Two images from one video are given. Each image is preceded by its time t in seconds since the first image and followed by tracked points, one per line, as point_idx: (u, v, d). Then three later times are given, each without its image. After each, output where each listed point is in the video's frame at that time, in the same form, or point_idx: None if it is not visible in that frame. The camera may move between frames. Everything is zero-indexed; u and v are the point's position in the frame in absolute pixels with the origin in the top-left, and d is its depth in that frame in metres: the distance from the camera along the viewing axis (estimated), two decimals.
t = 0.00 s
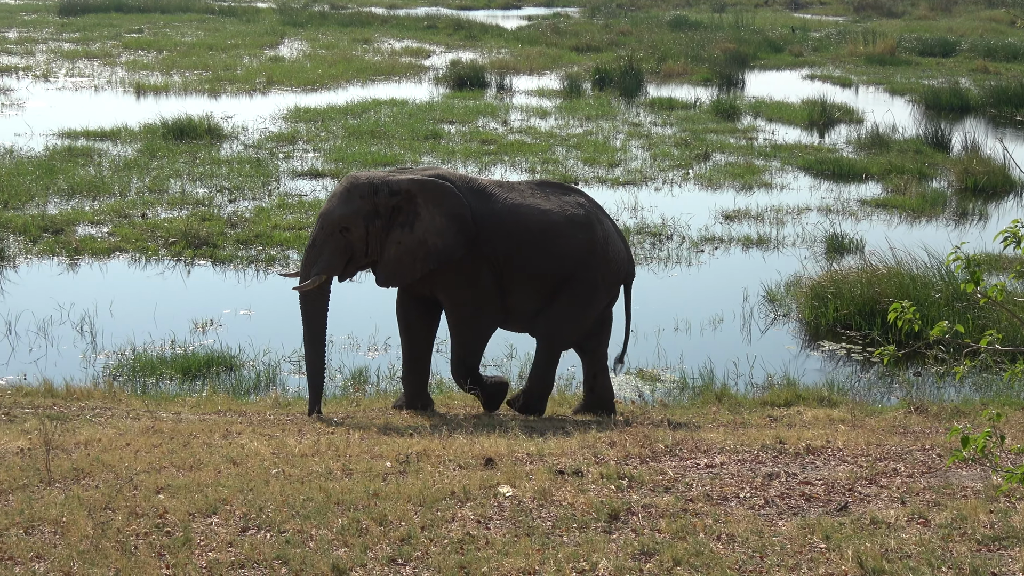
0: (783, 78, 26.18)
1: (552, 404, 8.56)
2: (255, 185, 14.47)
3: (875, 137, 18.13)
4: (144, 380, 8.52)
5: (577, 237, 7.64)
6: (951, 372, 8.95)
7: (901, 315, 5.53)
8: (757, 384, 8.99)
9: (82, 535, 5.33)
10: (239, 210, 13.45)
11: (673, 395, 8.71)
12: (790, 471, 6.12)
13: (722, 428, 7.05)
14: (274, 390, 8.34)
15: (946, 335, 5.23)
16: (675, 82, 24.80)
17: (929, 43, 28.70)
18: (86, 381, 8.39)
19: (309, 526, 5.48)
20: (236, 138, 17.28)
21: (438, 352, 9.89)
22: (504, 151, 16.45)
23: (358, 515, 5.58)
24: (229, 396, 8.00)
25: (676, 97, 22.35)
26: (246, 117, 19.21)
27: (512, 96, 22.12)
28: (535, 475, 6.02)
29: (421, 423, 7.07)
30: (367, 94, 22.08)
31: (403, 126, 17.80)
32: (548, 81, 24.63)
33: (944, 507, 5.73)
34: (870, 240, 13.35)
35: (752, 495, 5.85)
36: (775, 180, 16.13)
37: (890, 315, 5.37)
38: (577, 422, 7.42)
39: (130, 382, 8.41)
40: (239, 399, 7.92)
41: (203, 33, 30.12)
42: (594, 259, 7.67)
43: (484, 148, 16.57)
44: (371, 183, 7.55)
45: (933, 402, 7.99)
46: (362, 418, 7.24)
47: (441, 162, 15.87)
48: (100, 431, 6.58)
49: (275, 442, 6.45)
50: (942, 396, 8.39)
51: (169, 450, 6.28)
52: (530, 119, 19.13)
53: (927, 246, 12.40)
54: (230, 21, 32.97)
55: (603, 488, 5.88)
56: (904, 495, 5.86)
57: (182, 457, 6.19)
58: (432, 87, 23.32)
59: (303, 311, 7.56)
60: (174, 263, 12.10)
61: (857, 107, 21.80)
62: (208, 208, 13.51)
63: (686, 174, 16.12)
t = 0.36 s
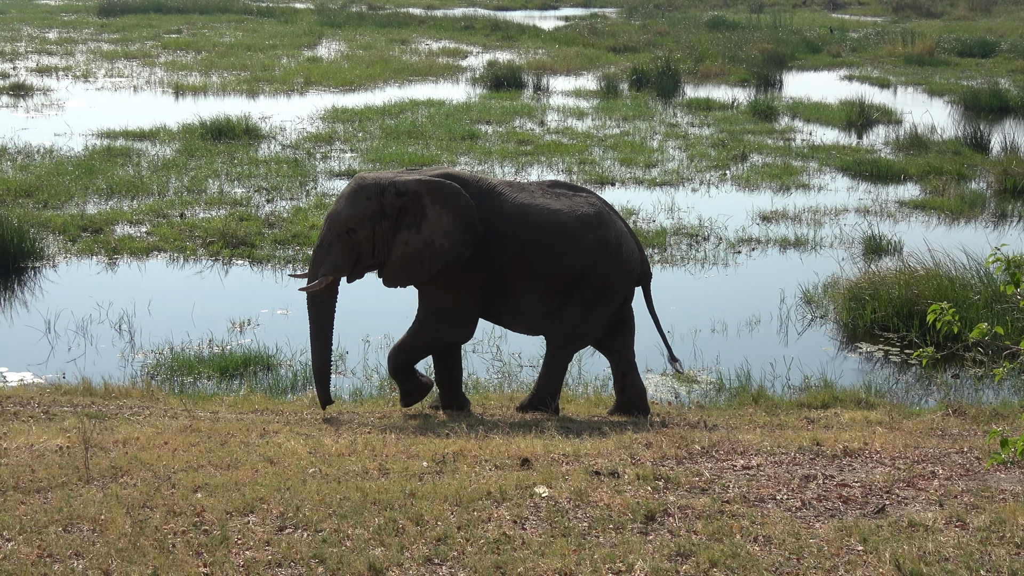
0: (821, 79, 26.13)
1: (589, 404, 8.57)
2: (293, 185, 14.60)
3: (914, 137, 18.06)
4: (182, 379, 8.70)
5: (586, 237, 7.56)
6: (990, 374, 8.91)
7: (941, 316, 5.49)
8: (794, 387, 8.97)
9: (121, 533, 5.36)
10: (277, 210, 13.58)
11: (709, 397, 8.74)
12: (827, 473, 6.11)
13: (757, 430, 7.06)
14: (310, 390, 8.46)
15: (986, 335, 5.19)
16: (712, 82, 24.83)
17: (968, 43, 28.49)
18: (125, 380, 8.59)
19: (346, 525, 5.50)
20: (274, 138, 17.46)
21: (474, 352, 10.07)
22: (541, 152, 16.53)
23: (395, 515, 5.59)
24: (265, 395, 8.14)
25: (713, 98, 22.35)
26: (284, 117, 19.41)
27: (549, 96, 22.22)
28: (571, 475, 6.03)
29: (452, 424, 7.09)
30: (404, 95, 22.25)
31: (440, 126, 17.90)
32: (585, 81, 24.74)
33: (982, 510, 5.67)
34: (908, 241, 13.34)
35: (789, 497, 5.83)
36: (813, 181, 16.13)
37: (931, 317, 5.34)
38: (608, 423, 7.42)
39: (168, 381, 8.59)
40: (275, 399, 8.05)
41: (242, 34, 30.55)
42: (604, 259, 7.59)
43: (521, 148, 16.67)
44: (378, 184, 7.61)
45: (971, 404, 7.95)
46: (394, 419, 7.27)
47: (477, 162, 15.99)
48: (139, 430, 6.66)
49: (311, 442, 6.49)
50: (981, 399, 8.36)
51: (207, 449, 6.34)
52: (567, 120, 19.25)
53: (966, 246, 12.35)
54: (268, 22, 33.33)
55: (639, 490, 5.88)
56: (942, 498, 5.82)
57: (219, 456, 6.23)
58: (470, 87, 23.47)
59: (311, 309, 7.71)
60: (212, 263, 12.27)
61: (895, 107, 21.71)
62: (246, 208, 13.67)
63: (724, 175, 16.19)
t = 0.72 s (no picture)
0: (855, 81, 26.08)
1: (619, 406, 8.58)
2: (325, 184, 14.74)
3: (947, 140, 18.01)
4: (214, 378, 8.90)
5: (588, 231, 7.55)
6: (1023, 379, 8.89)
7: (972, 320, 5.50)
8: (826, 390, 8.94)
9: (152, 530, 5.38)
10: (309, 210, 13.71)
11: (740, 399, 8.76)
12: (859, 476, 6.09)
13: (788, 433, 7.06)
14: (339, 390, 8.91)
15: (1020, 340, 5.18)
16: (745, 84, 24.88)
17: (1004, 47, 28.32)
18: (157, 378, 8.77)
19: (377, 525, 5.50)
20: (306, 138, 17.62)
21: (505, 352, 10.07)
22: (572, 153, 16.66)
23: (426, 514, 5.59)
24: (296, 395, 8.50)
25: (747, 99, 22.40)
26: (316, 117, 19.62)
27: (581, 97, 22.34)
28: (602, 477, 6.04)
29: (479, 425, 7.10)
30: (437, 95, 22.43)
31: (473, 127, 18.02)
32: (618, 82, 24.85)
33: (1016, 515, 5.61)
34: (942, 244, 13.33)
35: (820, 500, 5.82)
36: (846, 183, 16.14)
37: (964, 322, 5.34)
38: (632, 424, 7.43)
39: (201, 380, 8.78)
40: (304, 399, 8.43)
41: (275, 34, 30.94)
42: (608, 254, 7.56)
43: (553, 149, 16.82)
44: (379, 187, 7.74)
45: (1005, 409, 7.92)
46: (420, 421, 7.30)
47: (509, 162, 16.11)
48: (171, 429, 6.71)
49: (342, 441, 6.52)
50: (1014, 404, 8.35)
51: (239, 447, 6.37)
52: (600, 121, 19.40)
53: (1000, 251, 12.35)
54: (301, 22, 33.71)
55: (670, 492, 5.88)
56: (975, 502, 5.78)
57: (251, 454, 6.27)
58: (502, 87, 23.68)
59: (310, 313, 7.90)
60: (245, 261, 12.46)
61: (929, 110, 21.64)
62: (279, 207, 13.82)
63: (756, 177, 16.27)
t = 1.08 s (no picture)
0: (889, 83, 26.06)
1: (650, 407, 8.58)
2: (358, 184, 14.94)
3: (981, 142, 17.99)
4: (245, 376, 9.25)
5: (589, 231, 7.57)
6: None
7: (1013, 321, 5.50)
8: (857, 393, 8.93)
9: (185, 529, 5.39)
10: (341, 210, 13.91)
11: (772, 401, 8.82)
12: (891, 480, 6.08)
13: (820, 436, 7.09)
14: (371, 389, 9.13)
15: None
16: (778, 85, 24.99)
17: None
18: (190, 376, 9.18)
19: (408, 525, 5.50)
20: (339, 138, 17.86)
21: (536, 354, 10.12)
22: (605, 154, 17.13)
23: (457, 515, 5.60)
24: (329, 394, 8.86)
25: (779, 100, 22.53)
26: (349, 118, 20.00)
27: (613, 99, 22.59)
28: (633, 478, 6.06)
29: (506, 429, 7.14)
30: (469, 96, 22.79)
31: (505, 128, 18.37)
32: (649, 84, 25.04)
33: None
34: (975, 247, 13.32)
35: (852, 503, 5.81)
36: (879, 186, 16.16)
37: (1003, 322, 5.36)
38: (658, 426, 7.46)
39: (232, 378, 9.17)
40: (337, 397, 8.77)
41: (308, 34, 31.45)
42: (610, 253, 7.57)
43: (585, 151, 17.25)
44: (375, 192, 7.78)
45: None
46: (447, 424, 7.34)
47: (542, 163, 16.46)
48: (204, 427, 6.86)
49: (373, 441, 6.59)
50: None
51: (270, 447, 6.46)
52: (631, 122, 19.66)
53: None
54: (335, 23, 34.37)
55: (702, 493, 5.88)
56: (1009, 506, 5.75)
57: (283, 454, 6.32)
58: (534, 89, 24.00)
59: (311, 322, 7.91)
60: (277, 261, 12.75)
61: (964, 112, 21.58)
62: (310, 207, 14.07)
63: (788, 178, 16.37)
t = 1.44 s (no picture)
0: (922, 83, 25.97)
1: (681, 408, 8.58)
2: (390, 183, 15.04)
3: (1016, 143, 17.93)
4: (277, 376, 9.45)
5: (590, 230, 7.60)
6: None
7: None
8: (890, 395, 8.90)
9: (216, 527, 5.39)
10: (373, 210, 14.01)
11: (804, 402, 8.83)
12: (923, 481, 6.07)
13: (852, 437, 7.12)
14: (402, 389, 9.30)
15: None
16: (810, 85, 24.98)
17: None
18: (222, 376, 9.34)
19: (438, 524, 5.48)
20: (370, 138, 17.96)
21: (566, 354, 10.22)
22: (636, 154, 17.26)
23: (487, 514, 5.59)
24: (361, 393, 9.02)
25: (811, 100, 22.52)
26: (381, 117, 20.15)
27: (645, 98, 22.67)
28: (664, 479, 6.09)
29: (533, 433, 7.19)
30: (501, 96, 22.94)
31: (536, 128, 18.55)
32: (681, 84, 25.08)
33: None
34: (1009, 248, 13.28)
35: (884, 504, 5.79)
36: (911, 186, 16.10)
37: None
38: (685, 430, 7.49)
39: (263, 378, 9.37)
40: (368, 396, 8.93)
41: (341, 34, 31.72)
42: (609, 253, 7.60)
43: (617, 151, 17.41)
44: (377, 183, 7.90)
45: None
46: (473, 426, 7.38)
47: (573, 163, 16.66)
48: (235, 426, 6.97)
49: (404, 441, 6.69)
50: None
51: (301, 445, 6.55)
52: (663, 122, 19.73)
53: None
54: (367, 23, 34.71)
55: (733, 494, 5.89)
56: None
57: (314, 453, 6.39)
58: (566, 88, 24.11)
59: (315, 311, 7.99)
60: (308, 260, 12.91)
61: (999, 113, 21.48)
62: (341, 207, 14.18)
63: (821, 179, 16.35)
